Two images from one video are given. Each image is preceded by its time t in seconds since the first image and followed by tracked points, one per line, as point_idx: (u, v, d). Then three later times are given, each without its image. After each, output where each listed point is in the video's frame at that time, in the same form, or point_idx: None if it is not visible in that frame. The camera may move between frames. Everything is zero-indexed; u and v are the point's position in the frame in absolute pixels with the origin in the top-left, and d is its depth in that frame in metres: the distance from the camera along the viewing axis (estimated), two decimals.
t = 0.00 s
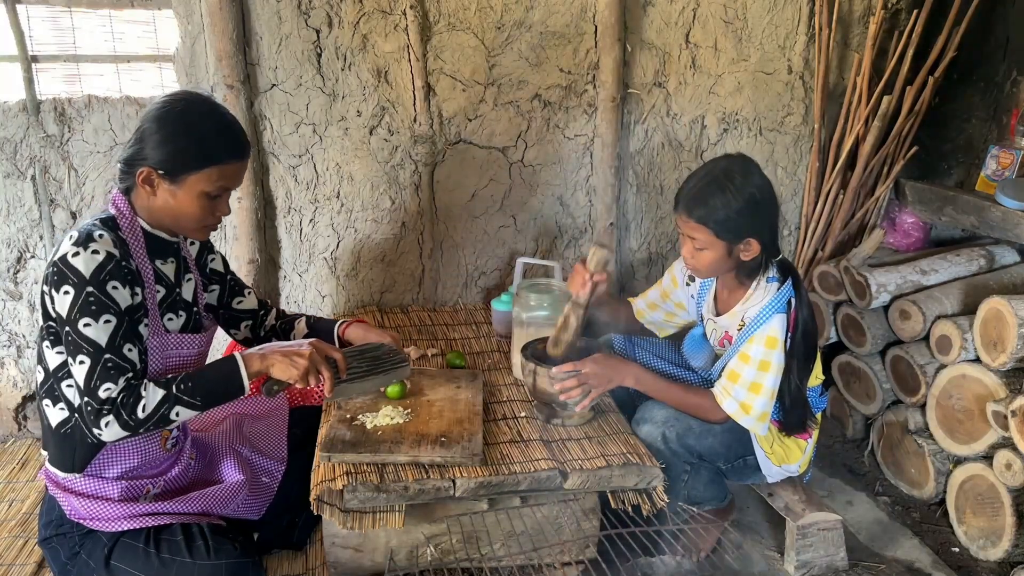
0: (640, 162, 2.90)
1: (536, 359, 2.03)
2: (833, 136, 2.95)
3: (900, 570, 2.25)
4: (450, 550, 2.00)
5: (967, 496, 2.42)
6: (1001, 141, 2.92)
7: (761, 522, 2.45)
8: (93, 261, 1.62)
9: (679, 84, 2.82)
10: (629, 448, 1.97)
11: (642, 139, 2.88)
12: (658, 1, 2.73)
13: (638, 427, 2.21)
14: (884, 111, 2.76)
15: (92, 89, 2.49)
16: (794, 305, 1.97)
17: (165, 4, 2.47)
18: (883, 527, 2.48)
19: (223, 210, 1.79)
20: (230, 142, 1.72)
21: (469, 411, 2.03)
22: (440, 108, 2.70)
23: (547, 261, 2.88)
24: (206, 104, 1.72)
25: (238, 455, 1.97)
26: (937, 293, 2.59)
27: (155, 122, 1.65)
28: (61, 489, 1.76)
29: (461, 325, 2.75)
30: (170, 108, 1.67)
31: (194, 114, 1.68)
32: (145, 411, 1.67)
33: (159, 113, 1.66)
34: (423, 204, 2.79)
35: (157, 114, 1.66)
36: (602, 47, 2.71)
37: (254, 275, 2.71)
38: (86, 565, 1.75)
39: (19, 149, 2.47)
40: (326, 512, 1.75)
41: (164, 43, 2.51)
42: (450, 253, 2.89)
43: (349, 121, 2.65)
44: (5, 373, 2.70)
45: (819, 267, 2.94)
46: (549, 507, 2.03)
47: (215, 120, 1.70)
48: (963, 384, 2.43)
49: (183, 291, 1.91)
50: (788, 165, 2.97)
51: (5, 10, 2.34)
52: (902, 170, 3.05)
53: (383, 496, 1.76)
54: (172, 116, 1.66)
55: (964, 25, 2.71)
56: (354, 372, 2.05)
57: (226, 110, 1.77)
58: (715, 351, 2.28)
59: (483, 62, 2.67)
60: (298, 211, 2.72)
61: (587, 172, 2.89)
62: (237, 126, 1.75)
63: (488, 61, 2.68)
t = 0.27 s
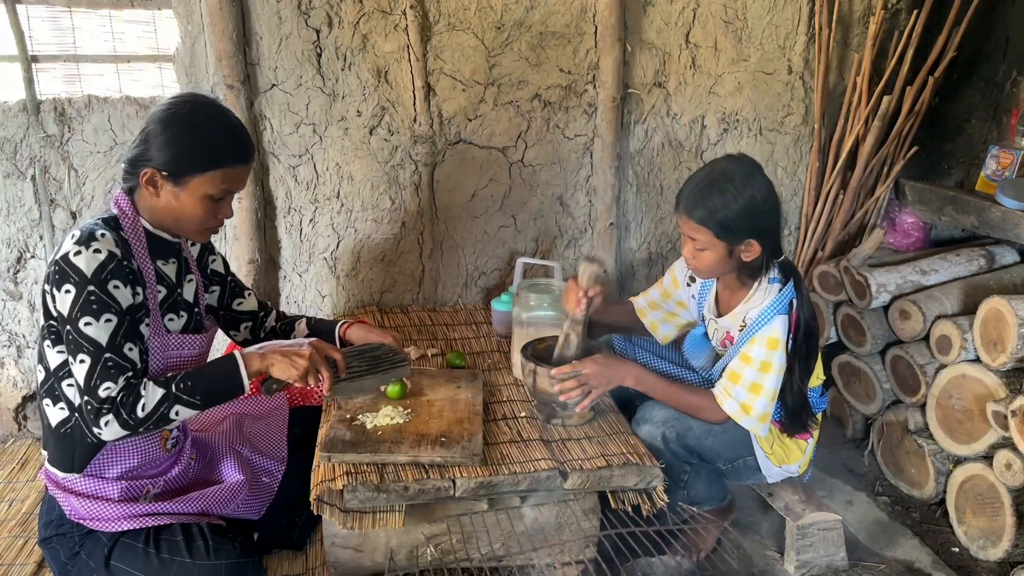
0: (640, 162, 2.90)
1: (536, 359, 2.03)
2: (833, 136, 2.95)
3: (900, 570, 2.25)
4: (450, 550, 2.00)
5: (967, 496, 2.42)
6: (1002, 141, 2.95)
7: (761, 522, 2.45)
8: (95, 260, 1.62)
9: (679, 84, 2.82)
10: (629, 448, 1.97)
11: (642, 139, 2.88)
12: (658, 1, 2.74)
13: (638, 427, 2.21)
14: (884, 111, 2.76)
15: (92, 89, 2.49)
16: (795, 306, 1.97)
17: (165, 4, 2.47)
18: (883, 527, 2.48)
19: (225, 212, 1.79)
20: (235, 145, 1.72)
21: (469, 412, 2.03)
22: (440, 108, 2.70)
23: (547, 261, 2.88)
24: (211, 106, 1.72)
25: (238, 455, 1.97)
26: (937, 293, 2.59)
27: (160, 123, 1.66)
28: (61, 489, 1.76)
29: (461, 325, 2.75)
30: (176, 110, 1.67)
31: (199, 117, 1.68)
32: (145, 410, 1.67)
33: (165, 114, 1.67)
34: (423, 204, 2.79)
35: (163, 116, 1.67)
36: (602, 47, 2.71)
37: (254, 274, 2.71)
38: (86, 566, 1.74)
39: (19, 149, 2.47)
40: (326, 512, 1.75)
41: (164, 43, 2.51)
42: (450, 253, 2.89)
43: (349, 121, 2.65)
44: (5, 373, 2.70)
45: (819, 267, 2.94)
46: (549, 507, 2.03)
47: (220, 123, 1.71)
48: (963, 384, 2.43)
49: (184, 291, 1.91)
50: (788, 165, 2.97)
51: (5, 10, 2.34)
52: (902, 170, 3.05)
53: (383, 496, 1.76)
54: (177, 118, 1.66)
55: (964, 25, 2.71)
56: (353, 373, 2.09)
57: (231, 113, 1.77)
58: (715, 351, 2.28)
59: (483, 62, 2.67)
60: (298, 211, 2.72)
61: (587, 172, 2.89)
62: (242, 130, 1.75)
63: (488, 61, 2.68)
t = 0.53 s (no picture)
0: (640, 162, 2.90)
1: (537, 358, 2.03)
2: (833, 136, 2.95)
3: (900, 570, 2.25)
4: (450, 550, 2.00)
5: (967, 496, 2.42)
6: (1001, 140, 2.94)
7: (761, 523, 2.45)
8: (97, 255, 1.62)
9: (679, 84, 2.82)
10: (629, 448, 1.97)
11: (642, 139, 2.88)
12: (658, 1, 2.74)
13: (638, 427, 2.22)
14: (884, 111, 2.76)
15: (92, 89, 2.49)
16: (794, 306, 1.97)
17: (165, 4, 2.47)
18: (883, 527, 2.48)
19: (225, 213, 1.79)
20: (236, 146, 1.72)
21: (469, 412, 2.03)
22: (440, 108, 2.70)
23: (547, 261, 2.89)
24: (214, 108, 1.73)
25: (237, 455, 1.97)
26: (937, 293, 2.59)
27: (162, 124, 1.66)
28: (60, 489, 1.76)
29: (461, 325, 2.75)
30: (178, 112, 1.67)
31: (201, 118, 1.68)
32: (154, 404, 1.67)
33: (167, 115, 1.67)
34: (423, 204, 2.79)
35: (165, 116, 1.67)
36: (602, 47, 2.71)
37: (254, 274, 2.71)
38: (85, 566, 1.74)
39: (19, 149, 2.47)
40: (326, 512, 1.75)
41: (164, 43, 2.51)
42: (450, 253, 2.89)
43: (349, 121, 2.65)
44: (5, 373, 2.70)
45: (819, 267, 2.94)
46: (549, 507, 2.03)
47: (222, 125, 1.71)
48: (963, 384, 2.43)
49: (185, 291, 1.91)
50: (788, 165, 2.97)
51: (5, 10, 2.34)
52: (902, 170, 3.05)
53: (383, 496, 1.76)
54: (179, 119, 1.67)
55: (964, 25, 2.71)
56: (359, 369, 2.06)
57: (233, 114, 1.77)
58: (715, 351, 2.28)
59: (483, 62, 2.67)
60: (297, 211, 2.72)
61: (587, 172, 2.89)
62: (243, 132, 1.76)
63: (488, 61, 2.68)
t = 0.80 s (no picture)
0: (640, 162, 2.90)
1: (537, 358, 2.03)
2: (833, 136, 2.95)
3: (900, 570, 2.25)
4: (450, 550, 2.00)
5: (967, 496, 2.42)
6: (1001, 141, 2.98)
7: (761, 523, 2.45)
8: (104, 253, 1.63)
9: (679, 84, 2.82)
10: (629, 448, 1.97)
11: (642, 139, 2.88)
12: (658, 1, 2.74)
13: (638, 427, 2.21)
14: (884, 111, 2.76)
15: (92, 89, 2.49)
16: (794, 305, 1.97)
17: (165, 4, 2.47)
18: (883, 527, 2.48)
19: (228, 214, 1.79)
20: (239, 147, 1.72)
21: (469, 412, 2.03)
22: (440, 108, 2.70)
23: (547, 261, 2.89)
24: (217, 108, 1.73)
25: (237, 455, 1.97)
26: (937, 293, 2.59)
27: (165, 124, 1.66)
28: (60, 489, 1.76)
29: (461, 325, 2.75)
30: (181, 112, 1.67)
31: (204, 118, 1.68)
32: (172, 401, 1.68)
33: (170, 115, 1.67)
34: (423, 204, 2.79)
35: (168, 116, 1.67)
36: (602, 47, 2.71)
37: (254, 274, 2.71)
38: (85, 566, 1.74)
39: (19, 149, 2.47)
40: (326, 512, 1.75)
41: (165, 43, 2.51)
42: (450, 253, 2.89)
43: (349, 121, 2.65)
44: (5, 373, 2.70)
45: (819, 267, 2.94)
46: (549, 507, 2.03)
47: (226, 126, 1.71)
48: (963, 385, 2.43)
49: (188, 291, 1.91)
50: (788, 165, 2.97)
51: (5, 10, 2.34)
52: (902, 170, 3.05)
53: (383, 496, 1.76)
54: (182, 119, 1.66)
55: (964, 25, 2.71)
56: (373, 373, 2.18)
57: (236, 116, 1.77)
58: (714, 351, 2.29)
59: (483, 62, 2.67)
60: (297, 211, 2.72)
61: (587, 172, 2.89)
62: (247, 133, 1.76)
63: (488, 61, 2.68)
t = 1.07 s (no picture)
0: (640, 162, 2.90)
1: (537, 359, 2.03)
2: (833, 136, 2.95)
3: (900, 570, 2.25)
4: (450, 550, 2.00)
5: (967, 496, 2.42)
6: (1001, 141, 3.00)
7: (760, 523, 2.45)
8: (119, 250, 1.64)
9: (679, 84, 2.82)
10: (629, 448, 1.97)
11: (642, 139, 2.88)
12: (658, 1, 2.74)
13: (638, 427, 2.21)
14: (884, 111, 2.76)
15: (92, 89, 2.49)
16: (793, 305, 1.97)
17: (165, 4, 2.47)
18: (883, 527, 2.48)
19: (234, 215, 1.80)
20: (248, 150, 1.72)
21: (469, 412, 2.03)
22: (440, 108, 2.70)
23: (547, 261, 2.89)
24: (227, 112, 1.72)
25: (239, 457, 1.97)
26: (937, 293, 2.59)
27: (175, 126, 1.66)
28: (62, 489, 1.76)
29: (461, 325, 2.75)
30: (192, 115, 1.67)
31: (214, 122, 1.68)
32: (201, 395, 1.70)
33: (181, 118, 1.67)
34: (423, 204, 2.78)
35: (178, 118, 1.67)
36: (602, 47, 2.71)
37: (254, 274, 2.71)
38: (85, 566, 1.75)
39: (19, 149, 2.47)
40: (326, 512, 1.75)
41: (165, 43, 2.51)
42: (450, 253, 2.89)
43: (349, 121, 2.65)
44: (5, 373, 2.70)
45: (819, 267, 2.94)
46: (549, 507, 2.03)
47: (236, 130, 1.71)
48: (963, 384, 2.43)
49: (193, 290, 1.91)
50: (788, 165, 2.97)
51: (5, 10, 2.34)
52: (902, 170, 3.05)
53: (383, 496, 1.76)
54: (192, 122, 1.66)
55: (964, 25, 2.71)
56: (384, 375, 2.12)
57: (246, 119, 1.77)
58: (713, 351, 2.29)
59: (483, 63, 2.67)
60: (297, 211, 2.72)
61: (587, 172, 2.89)
62: (256, 136, 1.76)
63: (488, 61, 2.68)
